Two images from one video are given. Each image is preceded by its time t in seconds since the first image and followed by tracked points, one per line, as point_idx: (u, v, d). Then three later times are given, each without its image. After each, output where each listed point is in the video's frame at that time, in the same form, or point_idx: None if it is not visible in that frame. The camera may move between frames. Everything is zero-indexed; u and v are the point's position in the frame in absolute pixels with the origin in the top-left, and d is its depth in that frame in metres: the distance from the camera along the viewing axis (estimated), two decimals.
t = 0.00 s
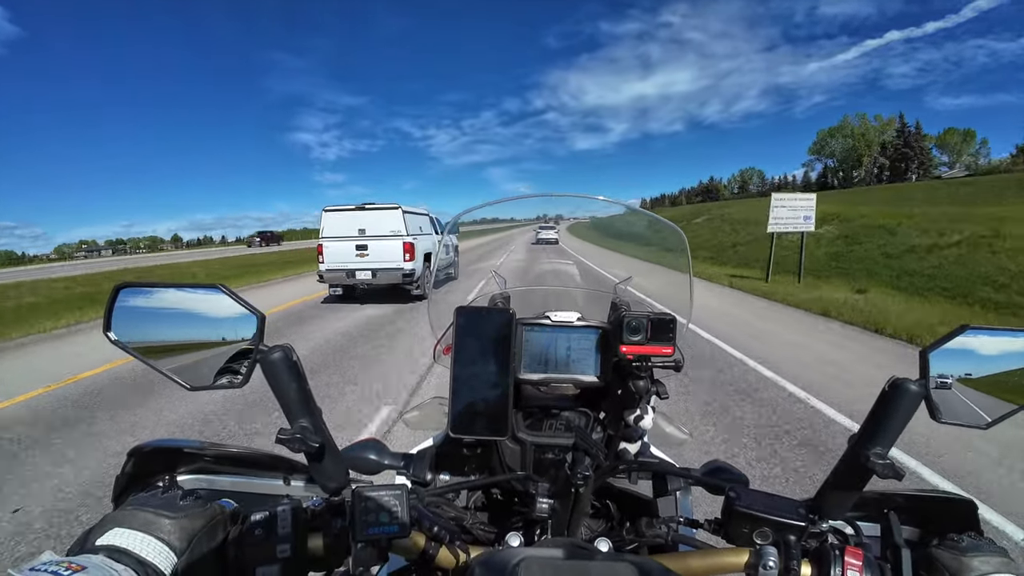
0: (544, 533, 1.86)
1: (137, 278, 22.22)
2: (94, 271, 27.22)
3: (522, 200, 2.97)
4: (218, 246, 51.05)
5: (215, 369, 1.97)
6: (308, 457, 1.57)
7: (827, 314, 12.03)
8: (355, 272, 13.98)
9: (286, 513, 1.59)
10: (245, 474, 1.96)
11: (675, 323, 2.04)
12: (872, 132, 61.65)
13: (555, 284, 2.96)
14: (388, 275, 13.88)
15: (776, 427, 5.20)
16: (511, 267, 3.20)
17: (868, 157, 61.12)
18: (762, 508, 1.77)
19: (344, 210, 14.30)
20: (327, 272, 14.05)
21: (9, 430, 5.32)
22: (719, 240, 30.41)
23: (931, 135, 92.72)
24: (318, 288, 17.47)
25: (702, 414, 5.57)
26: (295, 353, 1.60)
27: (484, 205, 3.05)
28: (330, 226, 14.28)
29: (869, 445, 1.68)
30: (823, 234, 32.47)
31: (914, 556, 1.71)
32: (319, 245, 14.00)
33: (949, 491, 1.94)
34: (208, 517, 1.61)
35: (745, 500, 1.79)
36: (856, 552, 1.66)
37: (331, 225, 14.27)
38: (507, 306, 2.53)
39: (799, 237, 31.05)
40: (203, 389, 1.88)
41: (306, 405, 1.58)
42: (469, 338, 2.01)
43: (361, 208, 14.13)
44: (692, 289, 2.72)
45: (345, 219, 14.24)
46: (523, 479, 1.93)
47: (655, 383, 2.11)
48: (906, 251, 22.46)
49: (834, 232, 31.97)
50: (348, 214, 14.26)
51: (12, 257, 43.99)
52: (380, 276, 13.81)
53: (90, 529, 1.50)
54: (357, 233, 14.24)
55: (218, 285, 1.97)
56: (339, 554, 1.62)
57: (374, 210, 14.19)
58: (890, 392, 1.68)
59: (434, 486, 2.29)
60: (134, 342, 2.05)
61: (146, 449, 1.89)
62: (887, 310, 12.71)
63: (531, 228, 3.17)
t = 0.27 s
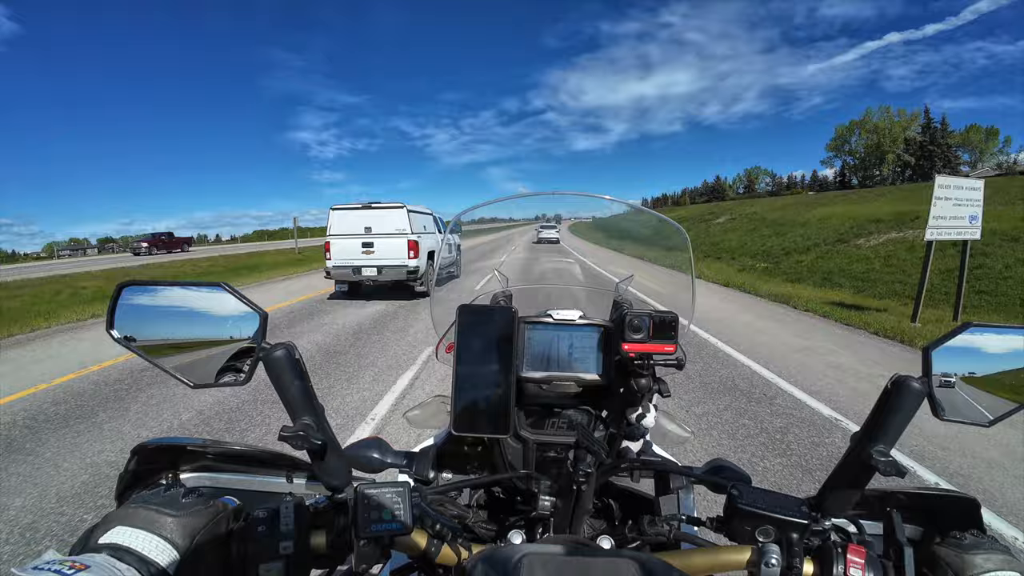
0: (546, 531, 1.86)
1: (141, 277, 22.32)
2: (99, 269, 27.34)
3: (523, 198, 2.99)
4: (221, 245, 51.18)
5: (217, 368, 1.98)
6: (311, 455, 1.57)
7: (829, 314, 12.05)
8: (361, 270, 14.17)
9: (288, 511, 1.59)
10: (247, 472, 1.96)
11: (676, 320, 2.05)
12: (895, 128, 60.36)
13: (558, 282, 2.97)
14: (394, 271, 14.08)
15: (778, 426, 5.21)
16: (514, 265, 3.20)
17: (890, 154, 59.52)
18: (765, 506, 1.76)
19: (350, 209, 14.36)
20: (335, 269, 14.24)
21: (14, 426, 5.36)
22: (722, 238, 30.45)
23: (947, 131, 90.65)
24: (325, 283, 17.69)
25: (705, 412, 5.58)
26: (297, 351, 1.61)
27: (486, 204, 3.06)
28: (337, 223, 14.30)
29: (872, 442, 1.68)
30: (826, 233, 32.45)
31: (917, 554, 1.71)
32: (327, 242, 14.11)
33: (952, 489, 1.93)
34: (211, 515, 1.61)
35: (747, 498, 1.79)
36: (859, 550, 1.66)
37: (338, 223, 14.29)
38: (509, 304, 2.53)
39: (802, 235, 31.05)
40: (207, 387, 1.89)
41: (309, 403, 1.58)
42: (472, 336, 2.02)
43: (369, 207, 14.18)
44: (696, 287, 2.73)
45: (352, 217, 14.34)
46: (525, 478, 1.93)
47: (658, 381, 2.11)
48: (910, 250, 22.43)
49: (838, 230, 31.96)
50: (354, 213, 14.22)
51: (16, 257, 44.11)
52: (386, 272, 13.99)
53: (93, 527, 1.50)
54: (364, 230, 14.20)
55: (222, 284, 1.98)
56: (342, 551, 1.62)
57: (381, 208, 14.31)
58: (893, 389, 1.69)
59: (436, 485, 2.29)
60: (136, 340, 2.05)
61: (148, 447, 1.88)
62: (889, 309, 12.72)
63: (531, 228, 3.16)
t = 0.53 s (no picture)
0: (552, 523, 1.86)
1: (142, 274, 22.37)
2: (100, 265, 27.33)
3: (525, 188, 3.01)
4: (223, 246, 51.44)
5: (224, 360, 1.98)
6: (318, 444, 1.56)
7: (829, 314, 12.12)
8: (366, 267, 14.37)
9: (294, 501, 1.58)
10: (253, 464, 1.95)
11: (682, 312, 2.07)
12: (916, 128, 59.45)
13: (562, 274, 2.98)
14: (398, 269, 14.30)
15: (780, 421, 5.23)
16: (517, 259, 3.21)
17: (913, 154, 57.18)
18: (772, 494, 1.76)
19: (355, 208, 14.62)
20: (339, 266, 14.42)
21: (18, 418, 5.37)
22: (721, 237, 30.60)
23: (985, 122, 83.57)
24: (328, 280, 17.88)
25: (707, 407, 5.61)
26: (303, 341, 1.61)
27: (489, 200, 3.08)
28: (343, 221, 14.57)
29: (880, 429, 1.67)
30: (825, 232, 32.61)
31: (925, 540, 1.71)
32: (332, 240, 14.33)
33: (958, 477, 1.92)
34: (217, 505, 1.60)
35: (754, 487, 1.78)
36: (867, 537, 1.65)
37: (344, 221, 14.55)
38: (514, 297, 2.54)
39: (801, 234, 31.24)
40: (212, 377, 1.89)
41: (315, 392, 1.58)
42: (477, 328, 2.01)
43: (374, 207, 14.44)
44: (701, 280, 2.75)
45: (357, 216, 14.59)
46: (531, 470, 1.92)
47: (663, 372, 2.11)
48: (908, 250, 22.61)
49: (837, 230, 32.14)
50: (360, 211, 14.55)
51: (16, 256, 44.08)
52: (390, 270, 14.20)
53: (99, 517, 1.50)
54: (368, 229, 14.51)
55: (228, 276, 1.97)
56: (348, 541, 1.62)
57: (385, 208, 14.55)
58: (899, 376, 1.68)
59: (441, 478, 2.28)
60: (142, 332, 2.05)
61: (153, 439, 1.87)
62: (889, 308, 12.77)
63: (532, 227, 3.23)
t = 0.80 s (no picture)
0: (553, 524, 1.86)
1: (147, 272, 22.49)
2: (104, 261, 27.47)
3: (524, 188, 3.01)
4: (224, 243, 51.51)
5: (225, 362, 1.99)
6: (319, 446, 1.57)
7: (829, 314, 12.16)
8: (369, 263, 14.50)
9: (296, 503, 1.59)
10: (255, 466, 1.96)
11: (684, 312, 2.07)
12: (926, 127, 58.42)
13: (562, 275, 2.98)
14: (401, 265, 14.42)
15: (780, 422, 5.25)
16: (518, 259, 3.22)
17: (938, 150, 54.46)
18: (773, 496, 1.76)
19: (360, 205, 14.84)
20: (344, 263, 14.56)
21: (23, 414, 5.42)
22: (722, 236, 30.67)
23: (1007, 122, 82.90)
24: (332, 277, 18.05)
25: (707, 407, 5.63)
26: (305, 343, 1.61)
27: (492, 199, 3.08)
28: (347, 217, 14.80)
29: (881, 431, 1.68)
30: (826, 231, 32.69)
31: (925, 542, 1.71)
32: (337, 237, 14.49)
33: (959, 478, 1.92)
34: (220, 507, 1.61)
35: (755, 489, 1.79)
36: (867, 539, 1.66)
37: (348, 218, 14.78)
38: (515, 297, 2.54)
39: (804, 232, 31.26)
40: (214, 378, 1.90)
41: (317, 394, 1.58)
42: (478, 329, 2.01)
43: (378, 204, 14.67)
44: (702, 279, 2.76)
45: (362, 213, 14.79)
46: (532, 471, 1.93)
47: (664, 374, 2.11)
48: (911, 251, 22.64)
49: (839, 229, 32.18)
50: (365, 209, 14.77)
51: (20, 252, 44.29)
52: (394, 266, 14.34)
53: (102, 519, 1.50)
54: (373, 226, 14.72)
55: (230, 276, 1.97)
56: (350, 543, 1.62)
57: (390, 205, 14.73)
58: (900, 377, 1.68)
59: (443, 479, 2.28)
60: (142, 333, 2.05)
61: (155, 441, 1.87)
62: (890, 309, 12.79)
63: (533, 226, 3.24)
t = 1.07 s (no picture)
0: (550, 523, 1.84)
1: (148, 268, 22.59)
2: (108, 257, 27.60)
3: (521, 185, 2.97)
4: (224, 240, 51.58)
5: (218, 361, 1.98)
6: (311, 446, 1.54)
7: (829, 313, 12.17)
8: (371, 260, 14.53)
9: (288, 503, 1.57)
10: (249, 465, 1.94)
11: (680, 309, 2.02)
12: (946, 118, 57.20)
13: (559, 272, 2.96)
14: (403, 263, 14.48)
15: (779, 420, 5.25)
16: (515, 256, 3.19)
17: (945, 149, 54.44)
18: (772, 494, 1.74)
19: (364, 203, 14.89)
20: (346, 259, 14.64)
21: (25, 411, 5.45)
22: (722, 234, 30.74)
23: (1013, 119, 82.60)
24: (335, 274, 18.19)
25: (706, 405, 5.62)
26: (296, 341, 1.59)
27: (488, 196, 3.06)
28: (350, 215, 14.89)
29: (881, 429, 1.65)
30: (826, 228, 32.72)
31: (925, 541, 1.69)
32: (340, 233, 14.57)
33: (960, 475, 1.90)
34: (211, 508, 1.59)
35: (753, 487, 1.76)
36: (867, 538, 1.64)
37: (351, 215, 14.86)
38: (511, 294, 2.52)
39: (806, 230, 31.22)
40: (206, 378, 1.88)
41: (309, 394, 1.56)
42: (474, 327, 1.99)
43: (381, 202, 14.76)
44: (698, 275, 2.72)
45: (365, 210, 14.87)
46: (528, 470, 1.91)
47: (662, 371, 2.09)
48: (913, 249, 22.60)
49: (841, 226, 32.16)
50: (366, 207, 14.81)
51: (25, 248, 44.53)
52: (395, 263, 14.41)
53: (92, 519, 1.48)
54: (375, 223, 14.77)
55: (219, 273, 1.95)
56: (343, 543, 1.61)
57: (392, 203, 14.81)
58: (900, 375, 1.66)
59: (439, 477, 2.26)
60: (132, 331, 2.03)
61: (147, 441, 1.84)
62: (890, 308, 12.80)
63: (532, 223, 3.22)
